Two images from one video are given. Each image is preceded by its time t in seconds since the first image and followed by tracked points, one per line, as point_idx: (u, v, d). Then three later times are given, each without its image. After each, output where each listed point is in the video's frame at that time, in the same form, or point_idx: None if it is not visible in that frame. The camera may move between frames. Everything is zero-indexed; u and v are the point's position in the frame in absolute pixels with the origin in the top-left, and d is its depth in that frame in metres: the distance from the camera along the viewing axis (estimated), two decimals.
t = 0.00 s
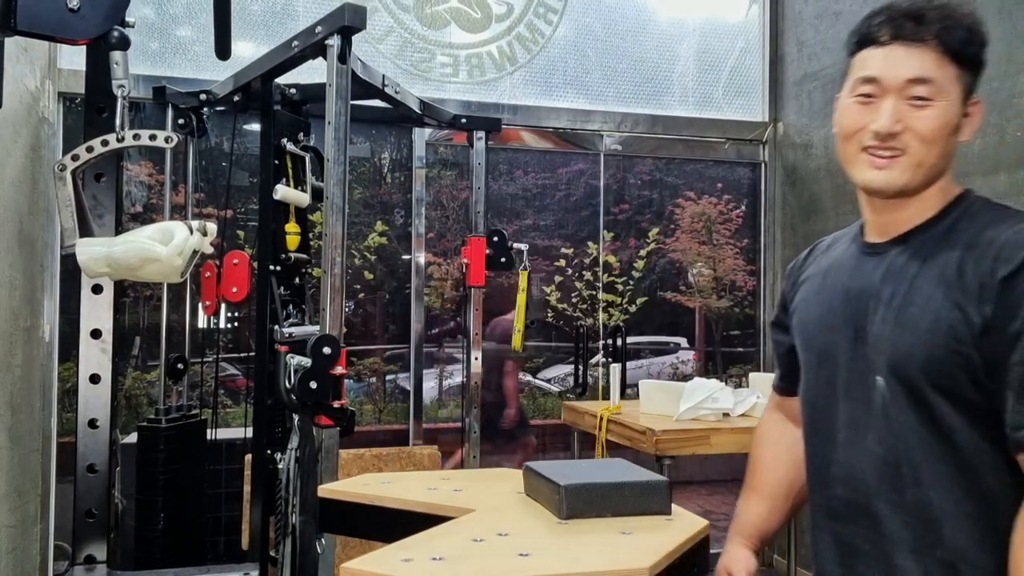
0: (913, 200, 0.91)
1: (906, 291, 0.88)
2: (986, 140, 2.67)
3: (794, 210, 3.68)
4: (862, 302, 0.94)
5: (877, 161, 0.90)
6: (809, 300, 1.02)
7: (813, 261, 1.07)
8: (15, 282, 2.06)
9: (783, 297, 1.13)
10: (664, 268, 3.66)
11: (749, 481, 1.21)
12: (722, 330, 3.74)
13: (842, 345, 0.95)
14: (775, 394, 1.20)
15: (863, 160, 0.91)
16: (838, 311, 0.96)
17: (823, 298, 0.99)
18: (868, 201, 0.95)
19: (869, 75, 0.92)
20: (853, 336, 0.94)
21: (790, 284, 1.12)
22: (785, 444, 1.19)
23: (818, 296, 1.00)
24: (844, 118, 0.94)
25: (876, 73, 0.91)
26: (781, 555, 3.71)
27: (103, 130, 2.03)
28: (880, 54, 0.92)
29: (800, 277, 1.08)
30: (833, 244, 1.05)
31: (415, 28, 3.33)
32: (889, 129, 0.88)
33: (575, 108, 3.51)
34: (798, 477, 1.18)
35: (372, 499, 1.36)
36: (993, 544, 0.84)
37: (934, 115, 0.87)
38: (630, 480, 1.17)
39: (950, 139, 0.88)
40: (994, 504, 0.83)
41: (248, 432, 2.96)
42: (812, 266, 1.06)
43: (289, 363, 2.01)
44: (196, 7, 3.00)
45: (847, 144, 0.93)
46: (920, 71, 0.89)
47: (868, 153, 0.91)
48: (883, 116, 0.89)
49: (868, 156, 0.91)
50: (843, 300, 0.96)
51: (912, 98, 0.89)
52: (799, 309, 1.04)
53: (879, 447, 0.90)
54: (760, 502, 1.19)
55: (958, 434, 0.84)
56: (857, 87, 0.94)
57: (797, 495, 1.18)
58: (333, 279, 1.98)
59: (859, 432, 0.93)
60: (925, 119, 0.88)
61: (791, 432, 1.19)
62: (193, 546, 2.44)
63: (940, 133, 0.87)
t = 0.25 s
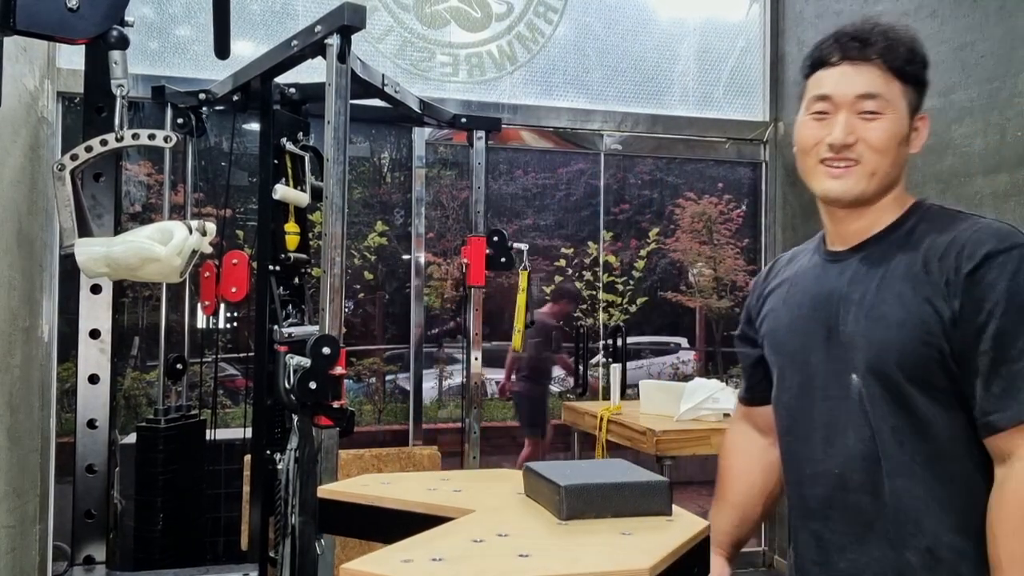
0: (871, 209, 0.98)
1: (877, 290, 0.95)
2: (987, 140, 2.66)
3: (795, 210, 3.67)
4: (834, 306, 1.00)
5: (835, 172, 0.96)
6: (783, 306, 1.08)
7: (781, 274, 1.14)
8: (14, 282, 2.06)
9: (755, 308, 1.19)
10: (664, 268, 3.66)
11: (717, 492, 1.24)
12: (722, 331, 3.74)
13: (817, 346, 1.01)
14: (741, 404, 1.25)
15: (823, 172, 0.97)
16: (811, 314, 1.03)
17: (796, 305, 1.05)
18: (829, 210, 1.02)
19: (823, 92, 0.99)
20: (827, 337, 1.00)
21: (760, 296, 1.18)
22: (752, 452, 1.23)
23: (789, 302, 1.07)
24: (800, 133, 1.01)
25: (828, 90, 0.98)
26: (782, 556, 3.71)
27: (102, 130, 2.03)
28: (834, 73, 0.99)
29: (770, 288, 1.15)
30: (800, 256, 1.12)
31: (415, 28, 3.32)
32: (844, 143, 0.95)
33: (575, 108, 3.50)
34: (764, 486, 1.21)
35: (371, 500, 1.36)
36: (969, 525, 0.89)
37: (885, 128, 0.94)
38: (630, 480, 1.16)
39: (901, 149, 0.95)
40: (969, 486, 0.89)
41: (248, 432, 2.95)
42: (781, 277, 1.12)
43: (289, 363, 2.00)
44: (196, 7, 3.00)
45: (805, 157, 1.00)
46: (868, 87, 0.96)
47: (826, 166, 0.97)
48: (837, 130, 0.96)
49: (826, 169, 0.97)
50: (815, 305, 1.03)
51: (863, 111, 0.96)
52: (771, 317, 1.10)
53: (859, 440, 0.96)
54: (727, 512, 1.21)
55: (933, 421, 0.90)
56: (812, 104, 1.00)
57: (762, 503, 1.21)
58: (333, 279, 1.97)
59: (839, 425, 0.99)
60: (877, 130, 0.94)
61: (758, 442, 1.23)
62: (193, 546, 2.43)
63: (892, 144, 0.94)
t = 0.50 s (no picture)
0: (856, 208, 1.01)
1: (872, 285, 0.97)
2: (987, 140, 2.66)
3: (795, 210, 3.67)
4: (826, 303, 1.01)
5: (822, 174, 0.99)
6: (770, 308, 1.09)
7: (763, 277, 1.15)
8: (14, 282, 2.06)
9: (737, 313, 1.20)
10: (664, 268, 3.66)
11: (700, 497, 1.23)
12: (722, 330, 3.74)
13: (809, 344, 1.02)
14: (722, 407, 1.26)
15: (809, 175, 1.00)
16: (801, 312, 1.04)
17: (784, 305, 1.07)
18: (815, 211, 1.04)
19: (802, 97, 1.01)
20: (820, 334, 1.01)
21: (742, 300, 1.19)
22: (735, 455, 1.23)
23: (777, 304, 1.08)
24: (782, 137, 1.03)
25: (808, 94, 1.00)
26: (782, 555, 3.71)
27: (103, 130, 2.03)
28: (811, 76, 1.01)
29: (753, 291, 1.16)
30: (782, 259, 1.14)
31: (415, 28, 3.32)
32: (828, 144, 0.97)
33: (575, 108, 3.50)
34: (749, 488, 1.20)
35: (371, 500, 1.36)
36: (968, 516, 0.91)
37: (867, 127, 0.97)
38: (630, 480, 1.16)
39: (883, 147, 0.98)
40: (969, 477, 0.91)
41: (248, 432, 2.95)
42: (764, 281, 1.14)
43: (289, 363, 2.00)
44: (196, 7, 3.00)
45: (790, 160, 1.02)
46: (847, 89, 0.98)
47: (812, 168, 0.99)
48: (820, 132, 0.98)
49: (813, 171, 0.99)
50: (806, 303, 1.04)
51: (843, 112, 0.98)
52: (758, 318, 1.11)
53: (856, 435, 0.97)
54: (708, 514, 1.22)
55: (932, 413, 0.91)
56: (792, 109, 1.02)
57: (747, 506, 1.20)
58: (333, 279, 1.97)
59: (834, 423, 0.99)
60: (859, 130, 0.97)
61: (740, 445, 1.25)
62: (193, 546, 2.43)
63: (874, 142, 0.97)
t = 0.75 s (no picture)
0: (862, 205, 1.03)
1: (885, 284, 0.98)
2: (987, 140, 2.66)
3: (795, 210, 3.67)
4: (837, 302, 1.03)
5: (827, 170, 1.01)
6: (780, 307, 1.10)
7: (771, 278, 1.17)
8: (14, 282, 2.06)
9: (743, 313, 1.22)
10: (664, 268, 3.66)
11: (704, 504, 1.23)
12: (722, 330, 3.74)
13: (820, 344, 1.04)
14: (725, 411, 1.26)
15: (814, 171, 1.02)
16: (811, 311, 1.06)
17: (794, 305, 1.08)
18: (820, 207, 1.06)
19: (809, 92, 1.03)
20: (831, 334, 1.03)
21: (748, 301, 1.20)
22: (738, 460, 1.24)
23: (786, 304, 1.09)
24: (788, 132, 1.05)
25: (814, 89, 1.02)
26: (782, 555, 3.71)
27: (103, 130, 2.03)
28: (818, 71, 1.03)
29: (760, 292, 1.17)
30: (789, 260, 1.15)
31: (415, 28, 3.32)
32: (833, 141, 0.99)
33: (575, 108, 3.50)
34: (755, 495, 1.21)
35: (371, 500, 1.36)
36: (982, 518, 0.92)
37: (872, 123, 0.99)
38: (630, 480, 1.16)
39: (889, 143, 1.00)
40: (982, 476, 0.92)
41: (248, 432, 2.95)
42: (772, 281, 1.15)
43: (289, 363, 2.00)
44: (196, 7, 3.00)
45: (795, 156, 1.04)
46: (853, 85, 1.00)
47: (817, 164, 1.01)
48: (825, 128, 1.00)
49: (818, 167, 1.01)
50: (816, 302, 1.05)
51: (850, 108, 1.00)
52: (768, 318, 1.12)
53: (865, 437, 0.98)
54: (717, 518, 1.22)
55: (946, 414, 0.92)
56: (799, 104, 1.04)
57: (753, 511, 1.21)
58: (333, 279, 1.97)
59: (844, 423, 1.00)
60: (865, 126, 0.99)
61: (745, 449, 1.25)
62: (193, 546, 2.43)
63: (879, 138, 0.99)
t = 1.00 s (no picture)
0: (898, 200, 0.93)
1: (921, 280, 0.88)
2: (987, 140, 2.66)
3: (794, 210, 3.67)
4: (864, 298, 0.93)
5: (865, 158, 0.92)
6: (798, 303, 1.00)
7: (784, 272, 1.06)
8: (14, 282, 2.06)
9: (751, 310, 1.11)
10: (664, 268, 3.66)
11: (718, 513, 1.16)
12: (722, 330, 3.74)
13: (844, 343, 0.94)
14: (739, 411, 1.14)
15: (851, 158, 0.93)
16: (837, 309, 0.95)
17: (815, 301, 0.98)
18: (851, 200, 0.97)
19: (849, 75, 0.95)
20: (857, 332, 0.93)
21: (757, 298, 1.10)
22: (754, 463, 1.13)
23: (808, 301, 0.99)
24: (824, 117, 0.97)
25: (855, 72, 0.94)
26: (782, 556, 3.71)
27: (103, 130, 2.03)
28: (859, 53, 0.95)
29: (773, 287, 1.07)
30: (802, 253, 1.05)
31: (415, 28, 3.32)
32: (874, 127, 0.91)
33: (575, 108, 3.50)
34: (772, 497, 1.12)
35: (372, 500, 1.36)
36: (1017, 539, 0.84)
37: (918, 111, 0.90)
38: (630, 480, 1.16)
39: (933, 135, 0.91)
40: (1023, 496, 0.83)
41: (249, 432, 2.96)
42: (787, 275, 1.05)
43: (289, 363, 2.00)
44: (196, 7, 3.00)
45: (831, 142, 0.95)
46: (898, 68, 0.92)
47: (855, 151, 0.93)
48: (866, 113, 0.92)
49: (855, 154, 0.93)
50: (840, 298, 0.95)
51: (893, 94, 0.92)
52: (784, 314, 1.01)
53: (894, 448, 0.89)
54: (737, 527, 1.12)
55: (985, 427, 0.83)
56: (837, 87, 0.96)
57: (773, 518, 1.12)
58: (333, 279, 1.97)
59: (869, 431, 0.91)
60: (910, 113, 0.90)
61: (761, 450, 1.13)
62: (193, 547, 2.43)
63: (925, 128, 0.90)
